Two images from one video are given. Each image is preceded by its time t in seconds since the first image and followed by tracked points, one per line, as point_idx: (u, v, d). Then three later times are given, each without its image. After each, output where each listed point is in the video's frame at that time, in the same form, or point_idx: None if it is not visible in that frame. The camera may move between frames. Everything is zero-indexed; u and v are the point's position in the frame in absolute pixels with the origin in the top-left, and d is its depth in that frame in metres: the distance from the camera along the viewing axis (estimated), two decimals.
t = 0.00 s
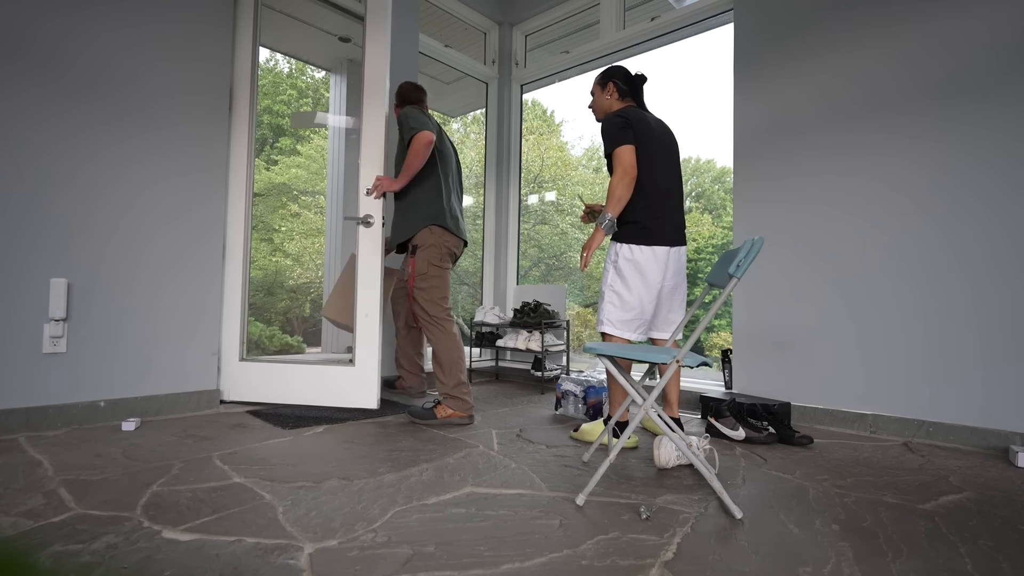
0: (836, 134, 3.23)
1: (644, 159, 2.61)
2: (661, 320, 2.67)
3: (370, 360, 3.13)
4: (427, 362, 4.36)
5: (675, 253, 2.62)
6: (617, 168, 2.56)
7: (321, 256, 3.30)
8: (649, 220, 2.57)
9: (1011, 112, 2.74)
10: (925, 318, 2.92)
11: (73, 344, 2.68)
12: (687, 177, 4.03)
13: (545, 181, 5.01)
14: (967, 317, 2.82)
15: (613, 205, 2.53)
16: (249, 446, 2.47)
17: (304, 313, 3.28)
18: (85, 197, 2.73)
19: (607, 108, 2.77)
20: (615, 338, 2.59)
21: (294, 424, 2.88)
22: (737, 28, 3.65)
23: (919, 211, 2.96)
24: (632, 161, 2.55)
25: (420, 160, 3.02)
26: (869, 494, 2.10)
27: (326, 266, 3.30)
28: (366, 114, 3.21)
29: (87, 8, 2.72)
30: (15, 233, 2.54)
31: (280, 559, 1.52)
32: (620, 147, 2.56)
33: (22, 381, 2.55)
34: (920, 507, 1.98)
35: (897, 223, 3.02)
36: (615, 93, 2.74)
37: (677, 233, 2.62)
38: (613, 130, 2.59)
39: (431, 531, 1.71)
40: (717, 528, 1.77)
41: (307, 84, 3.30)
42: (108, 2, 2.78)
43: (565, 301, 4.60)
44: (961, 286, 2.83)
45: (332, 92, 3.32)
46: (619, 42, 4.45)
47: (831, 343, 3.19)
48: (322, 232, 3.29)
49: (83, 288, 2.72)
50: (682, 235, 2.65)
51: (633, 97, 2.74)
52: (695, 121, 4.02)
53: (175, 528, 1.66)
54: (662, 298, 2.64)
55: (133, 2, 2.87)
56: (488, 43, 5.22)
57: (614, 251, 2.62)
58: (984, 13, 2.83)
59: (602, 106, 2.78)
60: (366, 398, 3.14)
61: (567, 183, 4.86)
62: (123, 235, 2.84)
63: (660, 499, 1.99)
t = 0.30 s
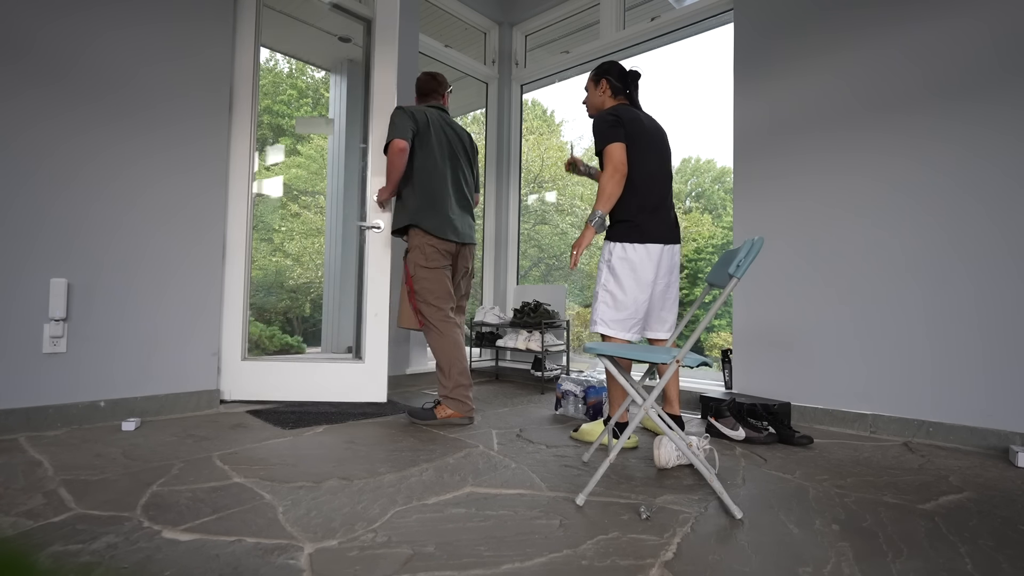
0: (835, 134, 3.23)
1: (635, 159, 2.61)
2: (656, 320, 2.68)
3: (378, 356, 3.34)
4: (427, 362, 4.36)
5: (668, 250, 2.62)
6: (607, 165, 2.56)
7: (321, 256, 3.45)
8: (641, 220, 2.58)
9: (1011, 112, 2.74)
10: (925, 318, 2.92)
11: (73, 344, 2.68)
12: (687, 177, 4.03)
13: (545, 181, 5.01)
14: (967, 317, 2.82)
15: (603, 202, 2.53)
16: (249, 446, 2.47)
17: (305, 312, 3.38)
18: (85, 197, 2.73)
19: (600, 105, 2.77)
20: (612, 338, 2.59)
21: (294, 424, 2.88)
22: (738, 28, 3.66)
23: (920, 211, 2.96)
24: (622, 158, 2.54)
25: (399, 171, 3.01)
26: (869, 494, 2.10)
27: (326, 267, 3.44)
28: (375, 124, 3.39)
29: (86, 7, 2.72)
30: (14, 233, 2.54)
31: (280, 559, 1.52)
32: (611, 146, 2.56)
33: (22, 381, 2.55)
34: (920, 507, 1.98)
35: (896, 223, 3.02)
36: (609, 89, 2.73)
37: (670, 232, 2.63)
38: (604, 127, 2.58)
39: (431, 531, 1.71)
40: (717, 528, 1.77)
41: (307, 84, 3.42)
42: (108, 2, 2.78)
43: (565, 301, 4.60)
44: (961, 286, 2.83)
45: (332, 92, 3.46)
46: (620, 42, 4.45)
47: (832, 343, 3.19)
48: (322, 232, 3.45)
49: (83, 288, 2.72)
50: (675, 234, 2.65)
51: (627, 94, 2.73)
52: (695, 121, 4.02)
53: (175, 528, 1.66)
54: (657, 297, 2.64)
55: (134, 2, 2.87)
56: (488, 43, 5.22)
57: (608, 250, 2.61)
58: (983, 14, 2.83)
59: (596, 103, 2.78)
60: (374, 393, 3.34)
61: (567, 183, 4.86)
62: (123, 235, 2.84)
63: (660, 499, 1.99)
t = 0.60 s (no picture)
0: (836, 134, 3.23)
1: (645, 162, 2.61)
2: (660, 321, 2.70)
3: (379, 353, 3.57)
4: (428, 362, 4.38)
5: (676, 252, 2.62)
6: (617, 168, 2.54)
7: (321, 256, 3.53)
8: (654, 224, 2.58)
9: (1011, 112, 2.74)
10: (926, 317, 2.92)
11: (73, 344, 2.68)
12: (687, 177, 4.03)
13: (545, 181, 5.01)
14: (968, 317, 2.81)
15: (611, 203, 2.49)
16: (249, 446, 2.47)
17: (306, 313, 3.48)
18: (85, 197, 2.72)
19: (607, 114, 2.78)
20: (619, 338, 2.58)
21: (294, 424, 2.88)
22: (738, 28, 3.65)
23: (920, 211, 2.96)
24: (633, 160, 2.53)
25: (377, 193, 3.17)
26: (869, 494, 2.10)
27: (326, 268, 3.54)
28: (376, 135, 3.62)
29: (86, 7, 2.71)
30: (14, 233, 2.54)
31: (280, 559, 1.52)
32: (622, 150, 2.54)
33: (23, 381, 2.55)
34: (920, 507, 1.98)
35: (897, 222, 3.02)
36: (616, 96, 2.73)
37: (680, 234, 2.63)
38: (617, 130, 2.58)
39: (432, 531, 1.71)
40: (717, 528, 1.77)
41: (306, 84, 3.48)
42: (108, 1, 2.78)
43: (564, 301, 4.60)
44: (959, 286, 2.84)
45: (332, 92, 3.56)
46: (620, 42, 4.45)
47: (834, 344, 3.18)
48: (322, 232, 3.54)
49: (83, 288, 2.72)
50: (684, 236, 2.66)
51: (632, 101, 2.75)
52: (695, 122, 4.02)
53: (175, 528, 1.66)
54: (664, 298, 2.66)
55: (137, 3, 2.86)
56: (488, 43, 5.22)
57: (617, 251, 2.61)
58: (984, 14, 2.83)
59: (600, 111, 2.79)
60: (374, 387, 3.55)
61: (567, 183, 4.86)
62: (124, 235, 2.83)
63: (660, 499, 1.99)
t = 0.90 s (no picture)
0: (836, 135, 3.23)
1: (652, 160, 2.62)
2: (673, 317, 2.67)
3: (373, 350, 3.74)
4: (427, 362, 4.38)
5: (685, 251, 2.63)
6: (624, 162, 2.56)
7: (321, 256, 3.62)
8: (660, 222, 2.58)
9: (1012, 112, 2.74)
10: (926, 317, 2.92)
11: (73, 344, 2.68)
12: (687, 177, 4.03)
13: (545, 181, 5.01)
14: (970, 317, 2.81)
15: (619, 196, 2.51)
16: (249, 446, 2.47)
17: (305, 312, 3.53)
18: (84, 197, 2.72)
19: (620, 113, 2.78)
20: (627, 336, 2.59)
21: (294, 424, 2.88)
22: (738, 28, 3.65)
23: (921, 211, 2.95)
24: (640, 155, 2.55)
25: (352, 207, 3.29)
26: (869, 494, 2.10)
27: (325, 268, 3.63)
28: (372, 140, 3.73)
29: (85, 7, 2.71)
30: (14, 233, 2.54)
31: (280, 559, 1.52)
32: (629, 145, 2.56)
33: (22, 381, 2.55)
34: (920, 507, 1.98)
35: (897, 222, 3.02)
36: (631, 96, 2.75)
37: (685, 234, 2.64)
38: (624, 128, 2.60)
39: (432, 531, 1.71)
40: (717, 528, 1.77)
41: (307, 84, 3.55)
42: None
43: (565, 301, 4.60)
44: (959, 286, 2.84)
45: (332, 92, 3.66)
46: (620, 42, 4.45)
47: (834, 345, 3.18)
48: (322, 232, 3.62)
49: (83, 288, 2.71)
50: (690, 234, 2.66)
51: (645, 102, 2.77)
52: (695, 122, 4.02)
53: (175, 529, 1.66)
54: (675, 294, 2.65)
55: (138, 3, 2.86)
56: (488, 43, 5.22)
57: (625, 249, 2.61)
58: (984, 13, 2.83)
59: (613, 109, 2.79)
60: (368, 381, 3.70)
61: (567, 183, 4.86)
62: (124, 235, 2.83)
63: (660, 499, 1.99)
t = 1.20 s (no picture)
0: (836, 135, 3.23)
1: (650, 162, 2.62)
2: (665, 320, 2.69)
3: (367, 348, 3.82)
4: (427, 362, 4.38)
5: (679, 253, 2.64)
6: (622, 163, 2.57)
7: (321, 257, 3.68)
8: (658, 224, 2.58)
9: (1012, 112, 2.74)
10: (925, 317, 2.92)
11: (73, 344, 2.68)
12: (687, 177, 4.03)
13: (545, 182, 5.01)
14: (969, 316, 2.81)
15: (619, 197, 2.51)
16: (249, 446, 2.47)
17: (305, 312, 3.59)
18: (84, 197, 2.72)
19: (620, 116, 2.79)
20: (621, 335, 2.59)
21: (294, 424, 2.89)
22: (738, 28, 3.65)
23: (920, 211, 2.96)
24: (638, 155, 2.56)
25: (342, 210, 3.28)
26: (869, 494, 2.10)
27: (325, 268, 3.69)
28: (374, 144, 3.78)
29: (84, 6, 2.71)
30: (14, 233, 2.54)
31: (280, 559, 1.52)
32: (626, 147, 2.58)
33: (22, 381, 2.54)
34: (919, 507, 1.98)
35: (896, 222, 3.02)
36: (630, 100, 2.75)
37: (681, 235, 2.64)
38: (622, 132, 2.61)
39: (432, 531, 1.70)
40: (717, 528, 1.77)
41: (307, 84, 3.61)
42: None
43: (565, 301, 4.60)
44: (958, 286, 2.85)
45: (332, 91, 3.74)
46: (620, 42, 4.45)
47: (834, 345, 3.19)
48: (321, 233, 3.69)
49: (83, 288, 2.72)
50: (687, 238, 2.67)
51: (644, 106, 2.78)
52: (695, 122, 4.02)
53: (175, 528, 1.66)
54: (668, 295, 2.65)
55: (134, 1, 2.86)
56: (488, 43, 5.22)
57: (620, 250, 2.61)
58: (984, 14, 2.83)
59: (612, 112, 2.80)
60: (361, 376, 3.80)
61: (567, 183, 4.86)
62: (122, 233, 2.83)
63: (660, 499, 1.99)
